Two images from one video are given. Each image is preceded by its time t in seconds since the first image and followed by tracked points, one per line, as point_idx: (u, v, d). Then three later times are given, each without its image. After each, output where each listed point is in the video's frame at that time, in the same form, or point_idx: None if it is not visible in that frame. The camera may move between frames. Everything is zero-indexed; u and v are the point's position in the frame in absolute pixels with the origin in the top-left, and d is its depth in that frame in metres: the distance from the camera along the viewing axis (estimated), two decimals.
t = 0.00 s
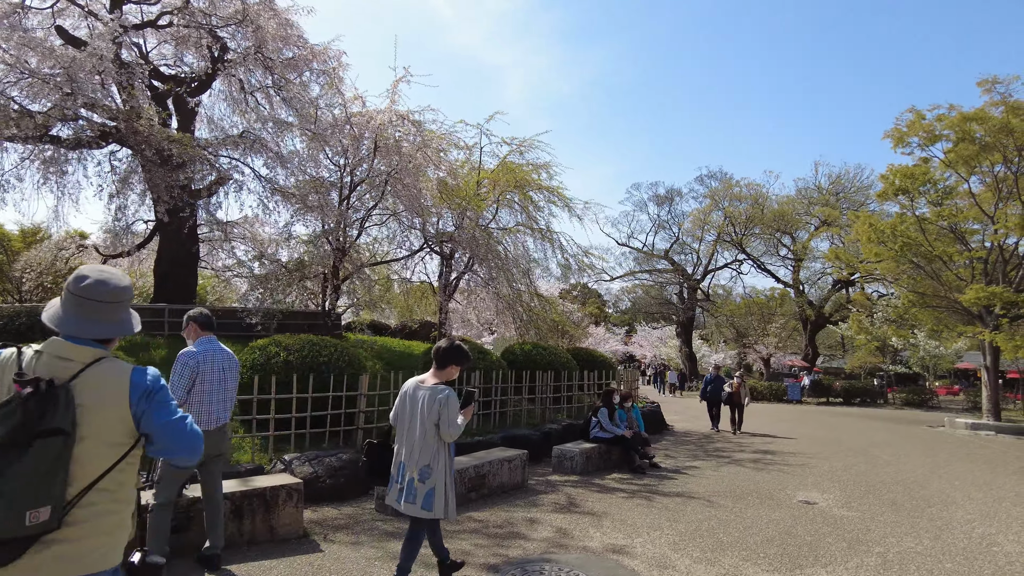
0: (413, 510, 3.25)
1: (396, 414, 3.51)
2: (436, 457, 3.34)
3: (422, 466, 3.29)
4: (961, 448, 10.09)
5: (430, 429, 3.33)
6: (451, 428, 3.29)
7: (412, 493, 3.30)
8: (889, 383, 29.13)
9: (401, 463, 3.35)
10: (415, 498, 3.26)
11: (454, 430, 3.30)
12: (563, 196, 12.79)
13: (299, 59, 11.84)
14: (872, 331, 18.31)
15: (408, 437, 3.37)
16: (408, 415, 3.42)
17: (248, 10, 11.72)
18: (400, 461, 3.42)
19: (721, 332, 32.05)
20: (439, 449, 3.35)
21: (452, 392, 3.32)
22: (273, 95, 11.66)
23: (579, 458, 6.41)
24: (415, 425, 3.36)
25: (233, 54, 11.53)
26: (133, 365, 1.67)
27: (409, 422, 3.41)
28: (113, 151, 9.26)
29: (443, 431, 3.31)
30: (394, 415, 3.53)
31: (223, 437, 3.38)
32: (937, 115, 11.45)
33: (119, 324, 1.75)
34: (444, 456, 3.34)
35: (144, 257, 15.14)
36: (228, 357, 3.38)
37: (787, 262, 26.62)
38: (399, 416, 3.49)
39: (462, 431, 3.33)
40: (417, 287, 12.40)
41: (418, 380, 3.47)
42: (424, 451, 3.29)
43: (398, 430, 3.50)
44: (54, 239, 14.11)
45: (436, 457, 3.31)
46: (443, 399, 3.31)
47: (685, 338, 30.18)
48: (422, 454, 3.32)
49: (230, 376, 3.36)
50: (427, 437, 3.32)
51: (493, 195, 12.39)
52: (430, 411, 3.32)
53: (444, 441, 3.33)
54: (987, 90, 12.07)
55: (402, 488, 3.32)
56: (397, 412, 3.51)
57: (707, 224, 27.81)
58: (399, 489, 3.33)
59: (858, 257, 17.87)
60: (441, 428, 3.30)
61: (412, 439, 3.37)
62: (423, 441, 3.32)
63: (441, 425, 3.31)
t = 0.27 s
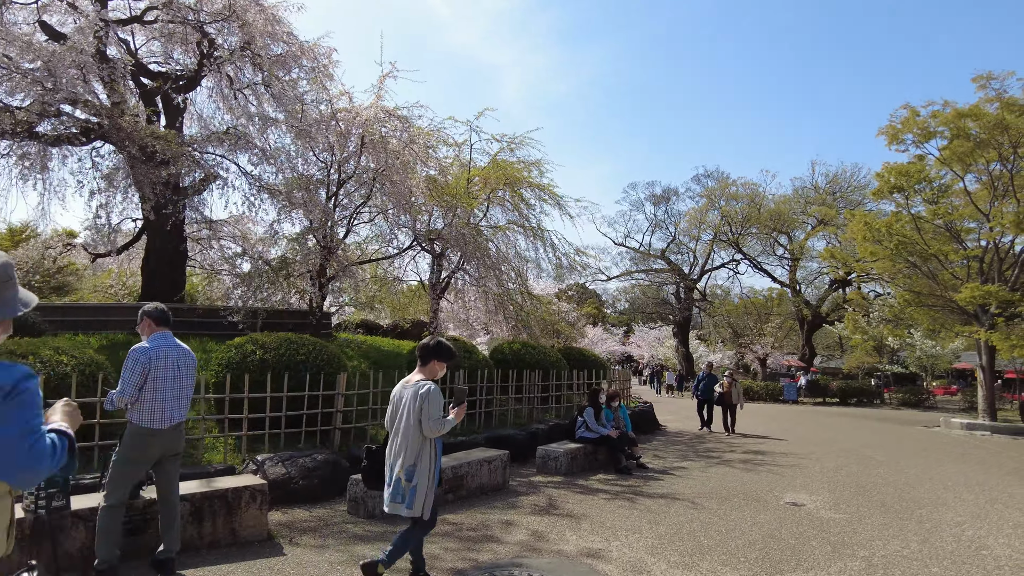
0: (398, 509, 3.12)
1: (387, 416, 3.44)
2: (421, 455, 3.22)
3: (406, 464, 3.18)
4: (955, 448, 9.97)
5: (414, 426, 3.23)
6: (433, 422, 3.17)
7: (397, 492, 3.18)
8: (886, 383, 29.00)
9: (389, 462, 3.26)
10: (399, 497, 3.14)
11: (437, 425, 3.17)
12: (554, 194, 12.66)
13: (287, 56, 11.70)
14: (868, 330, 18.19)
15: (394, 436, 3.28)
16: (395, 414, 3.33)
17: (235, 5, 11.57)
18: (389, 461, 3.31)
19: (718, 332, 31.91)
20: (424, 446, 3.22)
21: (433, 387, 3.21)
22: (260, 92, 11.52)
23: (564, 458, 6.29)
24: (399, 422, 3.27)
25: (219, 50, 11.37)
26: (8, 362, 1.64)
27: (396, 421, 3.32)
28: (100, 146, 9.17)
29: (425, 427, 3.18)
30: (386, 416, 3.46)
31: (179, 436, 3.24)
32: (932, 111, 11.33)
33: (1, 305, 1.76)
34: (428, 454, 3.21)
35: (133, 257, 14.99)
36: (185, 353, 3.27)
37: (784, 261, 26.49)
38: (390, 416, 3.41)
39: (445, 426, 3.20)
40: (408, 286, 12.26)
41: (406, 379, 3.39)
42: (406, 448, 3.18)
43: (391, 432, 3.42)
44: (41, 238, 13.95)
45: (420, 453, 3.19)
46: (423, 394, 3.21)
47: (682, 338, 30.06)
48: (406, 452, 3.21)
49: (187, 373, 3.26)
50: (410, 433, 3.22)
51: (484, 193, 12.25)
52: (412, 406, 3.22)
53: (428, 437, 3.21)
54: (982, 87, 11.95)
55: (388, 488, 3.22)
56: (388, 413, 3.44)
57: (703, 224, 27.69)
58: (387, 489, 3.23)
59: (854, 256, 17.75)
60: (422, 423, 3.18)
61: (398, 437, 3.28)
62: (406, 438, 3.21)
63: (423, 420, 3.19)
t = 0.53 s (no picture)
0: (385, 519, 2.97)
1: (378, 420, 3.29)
2: (407, 462, 3.03)
3: (390, 471, 3.01)
4: (950, 450, 9.84)
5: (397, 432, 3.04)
6: (414, 429, 2.96)
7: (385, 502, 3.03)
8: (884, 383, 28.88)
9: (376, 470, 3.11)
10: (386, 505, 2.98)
11: (419, 432, 2.97)
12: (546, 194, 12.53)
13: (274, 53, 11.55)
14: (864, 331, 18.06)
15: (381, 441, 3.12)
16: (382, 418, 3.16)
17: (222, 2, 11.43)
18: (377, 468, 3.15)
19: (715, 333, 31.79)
20: (408, 453, 3.03)
21: (413, 391, 3.00)
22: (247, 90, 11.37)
23: (548, 461, 6.16)
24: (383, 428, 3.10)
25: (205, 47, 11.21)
26: None
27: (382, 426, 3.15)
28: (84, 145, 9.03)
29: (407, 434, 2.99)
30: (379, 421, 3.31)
31: (133, 442, 3.10)
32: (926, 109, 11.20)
33: None
34: (413, 461, 3.02)
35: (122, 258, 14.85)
36: (138, 354, 3.16)
37: (781, 262, 26.37)
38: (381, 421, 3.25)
39: (429, 432, 2.99)
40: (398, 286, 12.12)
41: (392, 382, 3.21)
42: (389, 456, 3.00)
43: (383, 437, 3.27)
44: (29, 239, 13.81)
45: (403, 461, 3.00)
46: (402, 399, 3.00)
47: (679, 339, 29.94)
48: (390, 459, 3.04)
49: (139, 373, 3.13)
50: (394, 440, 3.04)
51: (474, 192, 12.12)
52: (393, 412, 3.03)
53: (412, 444, 3.02)
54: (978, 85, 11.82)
55: (376, 495, 3.07)
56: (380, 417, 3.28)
57: (700, 224, 27.57)
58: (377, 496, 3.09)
59: (850, 256, 17.61)
60: (402, 430, 2.98)
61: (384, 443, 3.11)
62: (390, 444, 3.04)
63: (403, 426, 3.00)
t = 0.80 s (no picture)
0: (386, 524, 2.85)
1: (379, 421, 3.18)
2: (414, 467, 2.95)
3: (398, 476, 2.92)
4: (947, 451, 9.70)
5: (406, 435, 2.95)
6: (427, 434, 2.88)
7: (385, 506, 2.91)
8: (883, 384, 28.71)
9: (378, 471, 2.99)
10: (387, 509, 2.87)
11: (433, 437, 2.90)
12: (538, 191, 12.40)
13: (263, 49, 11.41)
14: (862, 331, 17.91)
15: (385, 442, 3.01)
16: (387, 419, 3.06)
17: None
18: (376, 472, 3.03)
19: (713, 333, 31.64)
20: (417, 458, 2.94)
21: (428, 395, 2.93)
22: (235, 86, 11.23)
23: (533, 462, 6.02)
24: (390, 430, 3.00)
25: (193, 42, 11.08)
26: None
27: (387, 428, 3.05)
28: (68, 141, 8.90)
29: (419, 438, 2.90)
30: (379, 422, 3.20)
31: (86, 441, 2.97)
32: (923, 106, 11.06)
33: None
34: (421, 467, 2.93)
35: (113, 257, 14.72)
36: (90, 350, 3.03)
37: (779, 261, 26.23)
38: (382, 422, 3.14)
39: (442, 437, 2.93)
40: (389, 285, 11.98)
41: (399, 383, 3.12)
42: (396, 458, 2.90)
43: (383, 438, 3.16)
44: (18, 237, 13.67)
45: (412, 466, 2.92)
46: (416, 402, 2.93)
47: (677, 339, 29.80)
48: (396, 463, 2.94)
49: (91, 368, 3.01)
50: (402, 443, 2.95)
51: (466, 190, 11.98)
52: (404, 414, 2.95)
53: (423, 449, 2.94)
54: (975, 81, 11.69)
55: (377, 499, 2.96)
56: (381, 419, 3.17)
57: (697, 224, 27.43)
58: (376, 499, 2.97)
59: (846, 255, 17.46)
60: (414, 433, 2.90)
61: (389, 446, 3.00)
62: (398, 447, 2.94)
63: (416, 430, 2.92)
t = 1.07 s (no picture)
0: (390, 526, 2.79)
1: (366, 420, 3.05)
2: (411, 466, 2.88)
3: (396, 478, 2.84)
4: (942, 452, 9.58)
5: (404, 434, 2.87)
6: (428, 432, 2.82)
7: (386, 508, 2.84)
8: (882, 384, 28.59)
9: (373, 473, 2.89)
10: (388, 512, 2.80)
11: (431, 435, 2.83)
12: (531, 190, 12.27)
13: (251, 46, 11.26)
14: (857, 331, 17.82)
15: (379, 443, 2.91)
16: (378, 418, 2.94)
17: None
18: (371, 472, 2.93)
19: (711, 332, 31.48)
20: (416, 456, 2.88)
21: (426, 392, 2.85)
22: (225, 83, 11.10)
23: (517, 465, 5.89)
24: (384, 430, 2.89)
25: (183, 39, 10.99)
26: None
27: (379, 427, 2.95)
28: (49, 137, 8.76)
29: (418, 437, 2.83)
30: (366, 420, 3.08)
31: (31, 446, 2.83)
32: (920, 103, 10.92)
33: None
34: (421, 465, 2.87)
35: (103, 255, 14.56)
36: (36, 351, 2.91)
37: (777, 260, 26.09)
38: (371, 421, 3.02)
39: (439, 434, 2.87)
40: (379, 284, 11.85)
41: (387, 380, 3.00)
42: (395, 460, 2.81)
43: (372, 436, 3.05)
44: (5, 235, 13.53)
45: (410, 467, 2.84)
46: (414, 400, 2.84)
47: (674, 338, 29.65)
48: (395, 463, 2.86)
49: (37, 368, 2.89)
50: (400, 443, 2.86)
51: (457, 188, 11.86)
52: (400, 413, 2.85)
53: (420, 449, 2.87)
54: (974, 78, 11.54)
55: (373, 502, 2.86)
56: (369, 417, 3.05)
57: (695, 223, 27.29)
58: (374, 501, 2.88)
59: (843, 254, 17.32)
60: (413, 433, 2.82)
61: (383, 446, 2.90)
62: (395, 448, 2.86)
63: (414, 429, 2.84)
